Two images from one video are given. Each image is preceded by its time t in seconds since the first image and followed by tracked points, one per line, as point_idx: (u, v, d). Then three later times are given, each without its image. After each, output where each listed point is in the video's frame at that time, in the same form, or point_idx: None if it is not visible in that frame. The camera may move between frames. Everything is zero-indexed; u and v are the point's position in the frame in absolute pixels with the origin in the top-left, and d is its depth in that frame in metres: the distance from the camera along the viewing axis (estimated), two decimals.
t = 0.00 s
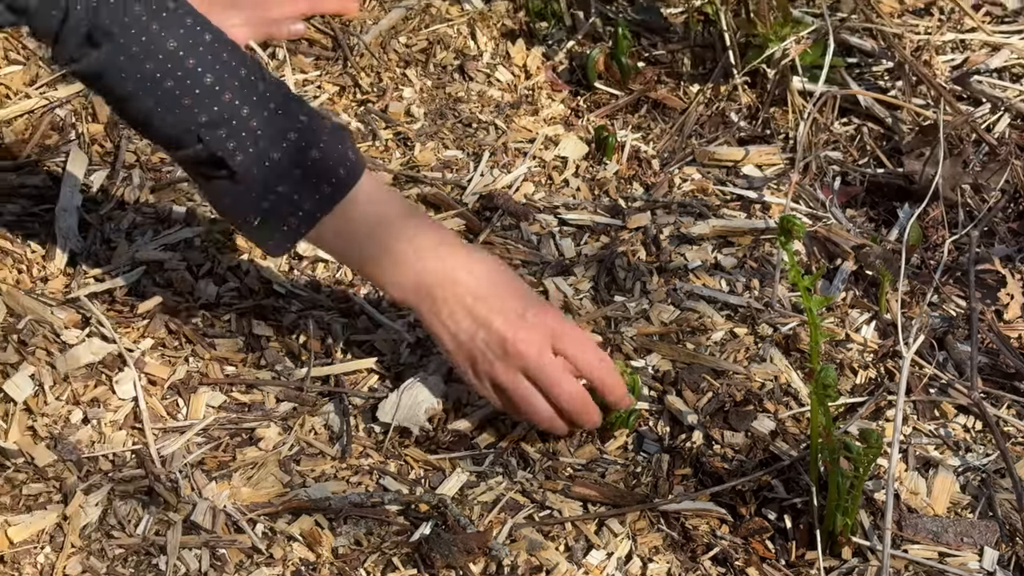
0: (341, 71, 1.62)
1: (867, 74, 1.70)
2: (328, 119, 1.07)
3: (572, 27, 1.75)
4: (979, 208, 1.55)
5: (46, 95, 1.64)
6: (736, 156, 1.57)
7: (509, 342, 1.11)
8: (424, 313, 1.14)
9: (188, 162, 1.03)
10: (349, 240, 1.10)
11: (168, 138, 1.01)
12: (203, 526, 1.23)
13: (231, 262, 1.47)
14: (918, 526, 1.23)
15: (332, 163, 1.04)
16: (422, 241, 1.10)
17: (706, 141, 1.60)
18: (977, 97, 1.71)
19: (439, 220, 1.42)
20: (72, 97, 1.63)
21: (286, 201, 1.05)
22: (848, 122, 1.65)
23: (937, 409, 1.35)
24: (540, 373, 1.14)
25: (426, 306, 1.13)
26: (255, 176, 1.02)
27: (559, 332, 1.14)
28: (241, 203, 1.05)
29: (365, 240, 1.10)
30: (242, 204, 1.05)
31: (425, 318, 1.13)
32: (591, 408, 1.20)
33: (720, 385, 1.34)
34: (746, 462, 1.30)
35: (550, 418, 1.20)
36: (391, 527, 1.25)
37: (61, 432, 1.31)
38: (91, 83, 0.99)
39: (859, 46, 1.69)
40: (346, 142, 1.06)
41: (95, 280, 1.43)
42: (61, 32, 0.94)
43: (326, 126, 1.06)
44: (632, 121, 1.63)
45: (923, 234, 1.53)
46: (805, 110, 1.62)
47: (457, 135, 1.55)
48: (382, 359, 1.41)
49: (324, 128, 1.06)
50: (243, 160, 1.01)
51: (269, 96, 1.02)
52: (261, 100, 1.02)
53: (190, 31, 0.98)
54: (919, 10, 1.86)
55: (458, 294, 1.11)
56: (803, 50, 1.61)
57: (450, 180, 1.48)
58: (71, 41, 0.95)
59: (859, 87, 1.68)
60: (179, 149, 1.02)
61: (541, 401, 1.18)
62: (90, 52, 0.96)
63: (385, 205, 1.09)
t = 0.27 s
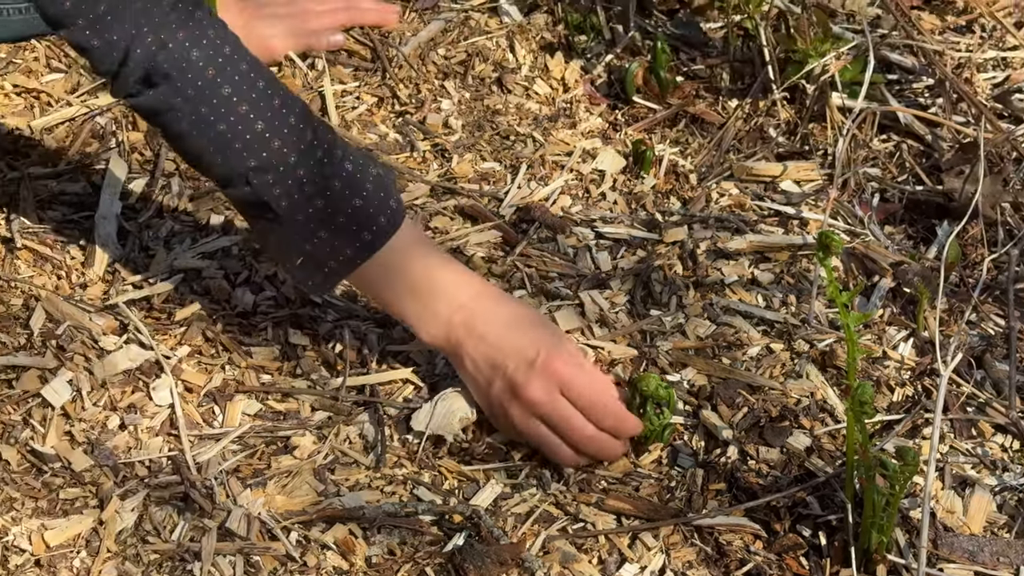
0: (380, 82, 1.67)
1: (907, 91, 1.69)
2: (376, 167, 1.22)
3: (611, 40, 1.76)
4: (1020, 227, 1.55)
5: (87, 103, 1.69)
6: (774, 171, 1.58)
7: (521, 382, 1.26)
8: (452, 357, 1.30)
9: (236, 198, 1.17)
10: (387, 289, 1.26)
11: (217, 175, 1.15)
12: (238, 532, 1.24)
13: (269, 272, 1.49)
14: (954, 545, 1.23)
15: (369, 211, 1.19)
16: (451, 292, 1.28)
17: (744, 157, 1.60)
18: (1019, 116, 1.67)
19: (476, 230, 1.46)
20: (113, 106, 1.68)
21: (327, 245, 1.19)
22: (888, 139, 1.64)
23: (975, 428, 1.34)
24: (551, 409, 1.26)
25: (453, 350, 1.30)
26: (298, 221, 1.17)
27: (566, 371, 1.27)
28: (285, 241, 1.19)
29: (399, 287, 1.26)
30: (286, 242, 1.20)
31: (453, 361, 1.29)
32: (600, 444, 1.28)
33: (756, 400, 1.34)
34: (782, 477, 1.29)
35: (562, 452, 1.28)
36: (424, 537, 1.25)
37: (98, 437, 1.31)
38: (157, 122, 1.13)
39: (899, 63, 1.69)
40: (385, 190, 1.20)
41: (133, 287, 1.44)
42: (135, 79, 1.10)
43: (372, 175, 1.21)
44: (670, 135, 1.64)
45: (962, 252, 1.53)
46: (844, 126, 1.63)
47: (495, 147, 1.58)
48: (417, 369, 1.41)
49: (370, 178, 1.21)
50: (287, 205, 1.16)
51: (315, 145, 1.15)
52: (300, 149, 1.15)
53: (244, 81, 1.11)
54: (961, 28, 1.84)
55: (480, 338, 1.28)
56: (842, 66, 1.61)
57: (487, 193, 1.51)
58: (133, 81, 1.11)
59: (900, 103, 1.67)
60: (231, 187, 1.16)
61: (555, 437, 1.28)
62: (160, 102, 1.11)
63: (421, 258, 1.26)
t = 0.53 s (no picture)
0: (423, 83, 1.69)
1: (954, 98, 1.68)
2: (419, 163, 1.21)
3: (655, 44, 1.77)
4: None
5: (132, 101, 1.71)
6: (818, 176, 1.57)
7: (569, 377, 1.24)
8: (500, 355, 1.30)
9: (279, 194, 1.16)
10: (434, 288, 1.26)
11: (261, 170, 1.14)
12: (276, 529, 1.23)
13: (310, 270, 1.49)
14: (994, 555, 1.22)
15: (413, 205, 1.18)
16: (497, 288, 1.27)
17: (788, 162, 1.60)
18: None
19: (518, 232, 1.47)
20: (157, 103, 1.70)
21: (370, 240, 1.18)
22: (933, 146, 1.63)
23: (1017, 438, 1.34)
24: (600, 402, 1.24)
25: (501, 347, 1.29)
26: (342, 215, 1.15)
27: (613, 364, 1.25)
28: (328, 237, 1.18)
29: (446, 286, 1.26)
30: (328, 239, 1.18)
31: (501, 358, 1.29)
32: (652, 436, 1.26)
33: (796, 407, 1.33)
34: (821, 484, 1.27)
35: (613, 444, 1.27)
36: (461, 537, 1.23)
37: (138, 432, 1.31)
38: (200, 117, 1.13)
39: (946, 70, 1.69)
40: (429, 185, 1.19)
41: (174, 283, 1.45)
42: (179, 73, 1.10)
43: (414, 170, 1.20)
44: (713, 139, 1.64)
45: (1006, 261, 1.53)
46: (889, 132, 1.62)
47: (537, 149, 1.60)
48: (456, 370, 1.40)
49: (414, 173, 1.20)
50: (331, 199, 1.14)
51: (358, 139, 1.15)
52: (344, 143, 1.14)
53: (287, 74, 1.11)
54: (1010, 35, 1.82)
55: (527, 334, 1.27)
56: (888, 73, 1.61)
57: (529, 195, 1.53)
58: (176, 76, 1.11)
59: (945, 110, 1.67)
60: (274, 183, 1.15)
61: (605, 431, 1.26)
62: (204, 96, 1.11)
63: (467, 255, 1.26)
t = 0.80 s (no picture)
0: (447, 82, 1.69)
1: (978, 98, 1.68)
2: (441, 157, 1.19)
3: (679, 44, 1.78)
4: None
5: (156, 100, 1.72)
6: (842, 177, 1.57)
7: (590, 369, 1.22)
8: (523, 347, 1.28)
9: (302, 191, 1.14)
10: (455, 278, 1.24)
11: (284, 166, 1.12)
12: (299, 528, 1.21)
13: (333, 270, 1.49)
14: (1018, 556, 1.22)
15: (436, 200, 1.16)
16: (518, 278, 1.25)
17: (812, 162, 1.61)
18: None
19: (542, 232, 1.48)
20: (181, 103, 1.70)
21: (394, 235, 1.17)
22: (957, 147, 1.64)
23: None
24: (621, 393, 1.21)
25: (522, 338, 1.27)
26: (365, 210, 1.14)
27: (634, 356, 1.22)
28: (352, 233, 1.17)
29: (468, 275, 1.24)
30: (352, 235, 1.17)
31: (524, 350, 1.27)
32: (675, 430, 1.23)
33: (819, 407, 1.32)
34: (844, 484, 1.25)
35: (636, 437, 1.24)
36: (484, 537, 1.21)
37: (162, 431, 1.30)
38: (222, 114, 1.11)
39: (971, 70, 1.69)
40: (452, 179, 1.18)
41: (197, 283, 1.45)
42: (200, 69, 1.08)
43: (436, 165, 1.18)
44: (737, 140, 1.65)
45: None
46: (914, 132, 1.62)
47: (562, 149, 1.61)
48: (480, 370, 1.39)
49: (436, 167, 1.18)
50: (354, 195, 1.13)
51: (382, 134, 1.13)
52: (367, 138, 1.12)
53: (310, 70, 1.10)
54: None
55: (549, 325, 1.25)
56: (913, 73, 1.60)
57: (553, 195, 1.53)
58: (198, 72, 1.09)
59: (970, 111, 1.67)
60: (297, 179, 1.14)
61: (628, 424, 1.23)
62: (226, 93, 1.09)
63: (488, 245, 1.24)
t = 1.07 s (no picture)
0: (457, 81, 1.69)
1: (987, 97, 1.69)
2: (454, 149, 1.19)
3: (688, 43, 1.78)
4: None
5: (165, 99, 1.72)
6: (851, 176, 1.57)
7: (598, 367, 1.21)
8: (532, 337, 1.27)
9: (315, 185, 1.14)
10: (467, 271, 1.23)
11: (296, 160, 1.12)
12: (308, 527, 1.21)
13: (342, 270, 1.49)
14: None
15: (449, 192, 1.15)
16: (530, 272, 1.24)
17: (821, 162, 1.61)
18: None
19: (551, 231, 1.48)
20: (190, 102, 1.70)
21: (407, 228, 1.16)
22: (966, 146, 1.64)
23: None
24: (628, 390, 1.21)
25: (533, 330, 1.26)
26: (378, 203, 1.14)
27: (644, 354, 1.21)
28: (365, 227, 1.16)
29: (479, 268, 1.23)
30: (365, 228, 1.17)
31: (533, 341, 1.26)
32: (681, 424, 1.24)
33: (828, 406, 1.32)
34: (853, 484, 1.25)
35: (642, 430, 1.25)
36: (493, 536, 1.21)
37: (171, 431, 1.30)
38: (234, 107, 1.10)
39: (979, 69, 1.69)
40: (465, 171, 1.17)
41: (206, 282, 1.46)
42: (213, 63, 1.08)
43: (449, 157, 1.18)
44: (746, 139, 1.65)
45: None
46: (923, 132, 1.61)
47: (571, 148, 1.61)
48: (489, 369, 1.39)
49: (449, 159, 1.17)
50: (367, 188, 1.12)
51: (394, 127, 1.13)
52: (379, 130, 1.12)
53: (322, 63, 1.09)
54: None
55: (560, 320, 1.24)
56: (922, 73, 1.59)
57: (562, 194, 1.54)
58: (210, 66, 1.08)
59: (978, 109, 1.67)
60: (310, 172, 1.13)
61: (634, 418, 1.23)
62: (238, 87, 1.08)
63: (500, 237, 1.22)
